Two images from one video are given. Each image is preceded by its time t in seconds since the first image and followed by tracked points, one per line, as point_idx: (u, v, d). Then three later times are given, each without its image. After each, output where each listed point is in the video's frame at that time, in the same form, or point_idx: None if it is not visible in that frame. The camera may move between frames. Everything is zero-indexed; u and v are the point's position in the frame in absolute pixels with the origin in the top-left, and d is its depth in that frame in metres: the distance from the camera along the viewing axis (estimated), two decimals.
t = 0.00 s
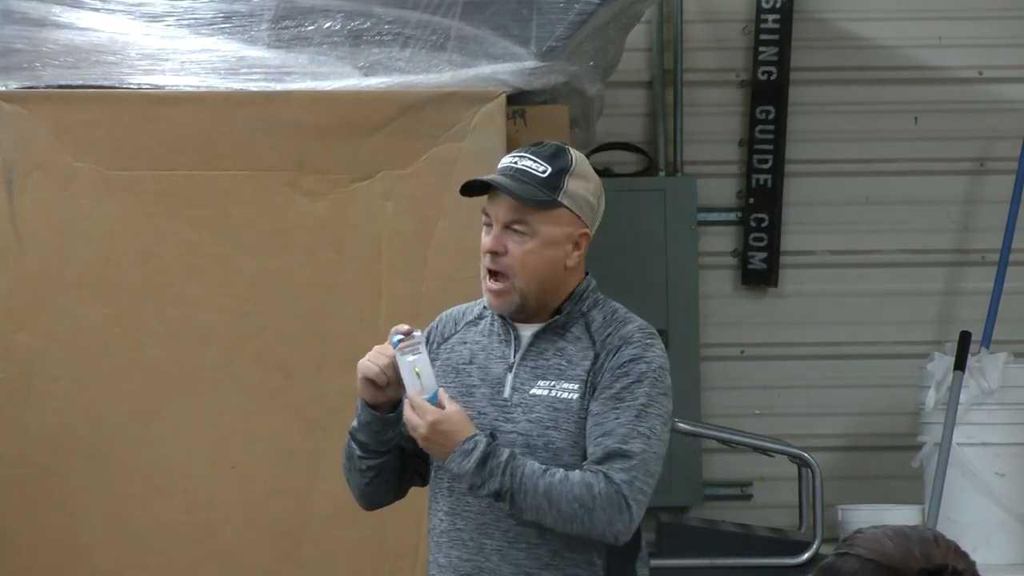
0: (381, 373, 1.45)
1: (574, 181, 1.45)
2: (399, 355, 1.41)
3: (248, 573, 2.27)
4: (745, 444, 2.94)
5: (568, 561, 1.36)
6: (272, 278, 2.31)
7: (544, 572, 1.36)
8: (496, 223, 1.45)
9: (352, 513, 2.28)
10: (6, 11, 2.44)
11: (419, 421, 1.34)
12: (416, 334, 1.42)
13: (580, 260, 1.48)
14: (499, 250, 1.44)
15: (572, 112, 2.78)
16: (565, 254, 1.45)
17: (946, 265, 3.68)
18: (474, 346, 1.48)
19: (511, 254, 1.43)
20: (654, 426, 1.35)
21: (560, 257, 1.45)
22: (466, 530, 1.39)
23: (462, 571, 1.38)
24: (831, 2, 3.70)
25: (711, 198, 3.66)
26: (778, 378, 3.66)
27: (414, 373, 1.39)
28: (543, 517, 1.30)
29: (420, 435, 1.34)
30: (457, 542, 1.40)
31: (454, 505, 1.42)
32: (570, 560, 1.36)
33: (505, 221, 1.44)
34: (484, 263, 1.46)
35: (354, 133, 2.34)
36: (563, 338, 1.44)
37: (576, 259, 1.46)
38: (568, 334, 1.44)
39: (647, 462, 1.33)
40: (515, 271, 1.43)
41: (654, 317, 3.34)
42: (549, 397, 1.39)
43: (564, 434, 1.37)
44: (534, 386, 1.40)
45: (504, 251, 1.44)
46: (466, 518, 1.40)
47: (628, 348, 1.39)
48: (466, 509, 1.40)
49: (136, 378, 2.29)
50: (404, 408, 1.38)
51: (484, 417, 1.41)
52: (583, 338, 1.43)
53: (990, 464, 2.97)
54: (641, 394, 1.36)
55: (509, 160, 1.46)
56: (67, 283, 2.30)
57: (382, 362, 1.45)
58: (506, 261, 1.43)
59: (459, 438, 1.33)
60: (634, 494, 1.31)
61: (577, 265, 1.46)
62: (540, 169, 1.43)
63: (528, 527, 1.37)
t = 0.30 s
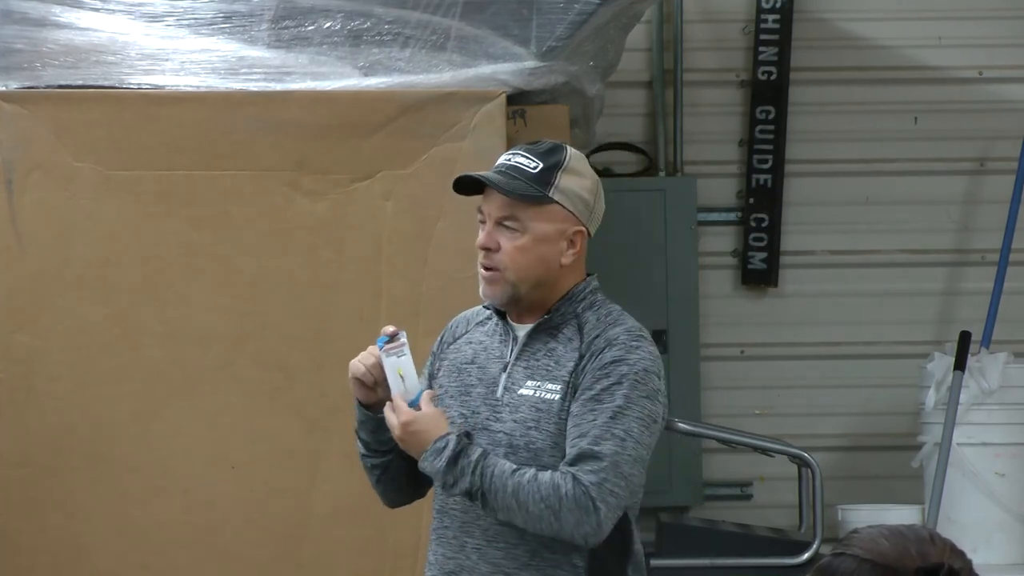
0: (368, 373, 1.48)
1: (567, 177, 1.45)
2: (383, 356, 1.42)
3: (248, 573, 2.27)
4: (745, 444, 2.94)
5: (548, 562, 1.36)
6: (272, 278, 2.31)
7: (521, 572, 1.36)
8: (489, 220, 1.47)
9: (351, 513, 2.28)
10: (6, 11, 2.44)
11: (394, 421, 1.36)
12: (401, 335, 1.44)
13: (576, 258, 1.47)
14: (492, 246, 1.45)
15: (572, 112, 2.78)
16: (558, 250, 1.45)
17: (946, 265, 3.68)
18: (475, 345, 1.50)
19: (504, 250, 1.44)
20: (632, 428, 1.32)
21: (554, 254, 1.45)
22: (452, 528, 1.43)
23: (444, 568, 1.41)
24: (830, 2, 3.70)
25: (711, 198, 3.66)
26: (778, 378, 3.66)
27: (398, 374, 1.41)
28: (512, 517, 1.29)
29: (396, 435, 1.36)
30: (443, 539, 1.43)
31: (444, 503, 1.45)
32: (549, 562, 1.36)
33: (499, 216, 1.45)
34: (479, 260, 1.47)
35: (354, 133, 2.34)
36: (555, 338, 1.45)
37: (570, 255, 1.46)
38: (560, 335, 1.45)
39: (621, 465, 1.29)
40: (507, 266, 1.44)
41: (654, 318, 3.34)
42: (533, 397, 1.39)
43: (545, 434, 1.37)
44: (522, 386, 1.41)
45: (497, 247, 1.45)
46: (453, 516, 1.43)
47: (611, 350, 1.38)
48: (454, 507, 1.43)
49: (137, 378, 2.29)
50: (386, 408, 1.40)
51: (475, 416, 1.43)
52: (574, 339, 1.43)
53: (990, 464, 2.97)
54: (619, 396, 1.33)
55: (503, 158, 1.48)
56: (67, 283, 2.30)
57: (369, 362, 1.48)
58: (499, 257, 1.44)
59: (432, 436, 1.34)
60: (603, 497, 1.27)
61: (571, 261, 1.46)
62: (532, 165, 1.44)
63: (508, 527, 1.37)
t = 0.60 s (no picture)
0: (375, 372, 1.48)
1: (577, 176, 1.45)
2: (391, 354, 1.41)
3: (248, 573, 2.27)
4: (745, 444, 2.94)
5: (550, 562, 1.36)
6: (272, 278, 2.31)
7: (523, 571, 1.36)
8: (499, 220, 1.47)
9: (351, 513, 2.29)
10: (6, 11, 2.44)
11: (398, 418, 1.36)
12: (410, 334, 1.43)
13: (586, 258, 1.47)
14: (501, 245, 1.45)
15: (572, 112, 2.78)
16: (568, 250, 1.45)
17: (946, 265, 3.68)
18: (486, 345, 1.51)
19: (513, 250, 1.44)
20: (634, 429, 1.31)
21: (564, 253, 1.45)
22: (457, 526, 1.44)
23: (448, 566, 1.42)
24: (830, 2, 3.70)
25: (711, 198, 3.66)
26: (778, 378, 3.66)
27: (405, 373, 1.39)
28: (513, 516, 1.29)
29: (399, 431, 1.36)
30: (447, 537, 1.45)
31: (452, 502, 1.47)
32: (550, 561, 1.36)
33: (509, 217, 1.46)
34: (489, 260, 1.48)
35: (354, 133, 2.34)
36: (562, 338, 1.44)
37: (580, 255, 1.46)
38: (567, 334, 1.45)
39: (622, 465, 1.29)
40: (516, 266, 1.44)
41: (654, 318, 3.34)
42: (538, 396, 1.39)
43: (548, 433, 1.37)
44: (528, 385, 1.41)
45: (506, 246, 1.45)
46: (458, 514, 1.44)
47: (615, 350, 1.37)
48: (459, 505, 1.44)
49: (137, 378, 2.29)
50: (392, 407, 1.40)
51: (482, 415, 1.43)
52: (579, 338, 1.43)
53: (990, 464, 2.97)
54: (623, 396, 1.33)
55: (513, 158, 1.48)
56: (67, 283, 2.30)
57: (377, 361, 1.48)
58: (509, 256, 1.45)
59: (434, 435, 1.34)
60: (603, 496, 1.27)
61: (582, 261, 1.46)
62: (541, 165, 1.44)
63: (510, 525, 1.38)
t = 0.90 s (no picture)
0: (390, 379, 1.49)
1: (615, 180, 1.47)
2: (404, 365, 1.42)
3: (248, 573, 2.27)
4: (745, 444, 2.94)
5: (574, 560, 1.36)
6: (272, 278, 2.31)
7: (547, 569, 1.36)
8: (541, 223, 1.45)
9: (351, 513, 2.28)
10: (6, 11, 2.44)
11: (418, 429, 1.36)
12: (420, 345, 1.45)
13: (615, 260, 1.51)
14: (548, 251, 1.44)
15: (573, 112, 2.78)
16: (607, 254, 1.47)
17: (945, 265, 3.68)
18: (498, 346, 1.51)
19: (561, 256, 1.44)
20: (659, 423, 1.32)
21: (602, 257, 1.47)
22: (476, 526, 1.44)
23: (468, 567, 1.42)
24: (830, 2, 3.71)
25: (711, 198, 3.66)
26: (778, 378, 3.66)
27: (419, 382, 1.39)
28: (543, 518, 1.29)
29: (421, 442, 1.36)
30: (466, 538, 1.44)
31: (468, 502, 1.46)
32: (575, 560, 1.36)
33: (555, 221, 1.44)
34: (528, 263, 1.45)
35: (354, 133, 2.34)
36: (578, 337, 1.45)
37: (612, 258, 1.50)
38: (583, 332, 1.45)
39: (650, 459, 1.29)
40: (564, 272, 1.44)
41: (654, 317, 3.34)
42: (557, 395, 1.40)
43: (570, 431, 1.37)
44: (546, 384, 1.42)
45: (553, 252, 1.44)
46: (477, 514, 1.44)
47: (635, 345, 1.38)
48: (476, 506, 1.44)
49: (136, 378, 2.28)
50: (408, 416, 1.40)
51: (499, 415, 1.43)
52: (597, 336, 1.43)
53: (990, 464, 2.97)
54: (646, 391, 1.33)
55: (549, 159, 1.46)
56: (67, 283, 2.30)
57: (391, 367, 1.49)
58: (555, 262, 1.44)
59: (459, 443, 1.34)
60: (634, 491, 1.27)
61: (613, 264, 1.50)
62: (588, 170, 1.43)
63: (533, 524, 1.38)
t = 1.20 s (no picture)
0: (406, 375, 1.49)
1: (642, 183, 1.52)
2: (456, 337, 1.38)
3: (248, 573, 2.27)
4: (745, 444, 2.94)
5: (610, 561, 1.38)
6: (273, 278, 2.31)
7: (585, 571, 1.37)
8: (582, 229, 1.48)
9: (351, 512, 2.29)
10: (6, 11, 2.45)
11: (468, 412, 1.30)
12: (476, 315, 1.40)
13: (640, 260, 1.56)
14: (590, 255, 1.47)
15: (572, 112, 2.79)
16: (639, 255, 1.52)
17: (945, 265, 3.68)
18: (518, 349, 1.51)
19: (602, 260, 1.47)
20: (698, 424, 1.35)
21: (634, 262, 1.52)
22: (509, 530, 1.43)
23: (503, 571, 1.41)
24: (830, 2, 3.71)
25: (711, 198, 3.66)
26: (778, 378, 3.66)
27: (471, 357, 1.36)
28: (591, 516, 1.27)
29: (469, 426, 1.30)
30: (498, 543, 1.44)
31: (498, 507, 1.45)
32: (611, 560, 1.38)
33: (595, 226, 1.47)
34: (569, 269, 1.47)
35: (354, 133, 2.35)
36: (606, 338, 1.47)
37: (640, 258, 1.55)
38: (611, 334, 1.47)
39: (693, 459, 1.32)
40: (606, 275, 1.47)
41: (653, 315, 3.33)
42: (589, 397, 1.41)
43: (605, 432, 1.38)
44: (576, 386, 1.42)
45: (595, 256, 1.47)
46: (509, 518, 1.43)
47: (669, 348, 1.41)
48: (507, 510, 1.44)
49: (136, 378, 2.29)
50: (454, 391, 1.33)
51: (526, 418, 1.43)
52: (625, 338, 1.46)
53: (990, 464, 2.97)
54: (685, 392, 1.36)
55: (583, 163, 1.48)
56: (67, 283, 2.30)
57: (408, 363, 1.49)
58: (597, 267, 1.47)
59: (507, 437, 1.28)
60: (681, 491, 1.30)
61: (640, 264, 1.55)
62: (623, 173, 1.47)
63: (570, 526, 1.39)
